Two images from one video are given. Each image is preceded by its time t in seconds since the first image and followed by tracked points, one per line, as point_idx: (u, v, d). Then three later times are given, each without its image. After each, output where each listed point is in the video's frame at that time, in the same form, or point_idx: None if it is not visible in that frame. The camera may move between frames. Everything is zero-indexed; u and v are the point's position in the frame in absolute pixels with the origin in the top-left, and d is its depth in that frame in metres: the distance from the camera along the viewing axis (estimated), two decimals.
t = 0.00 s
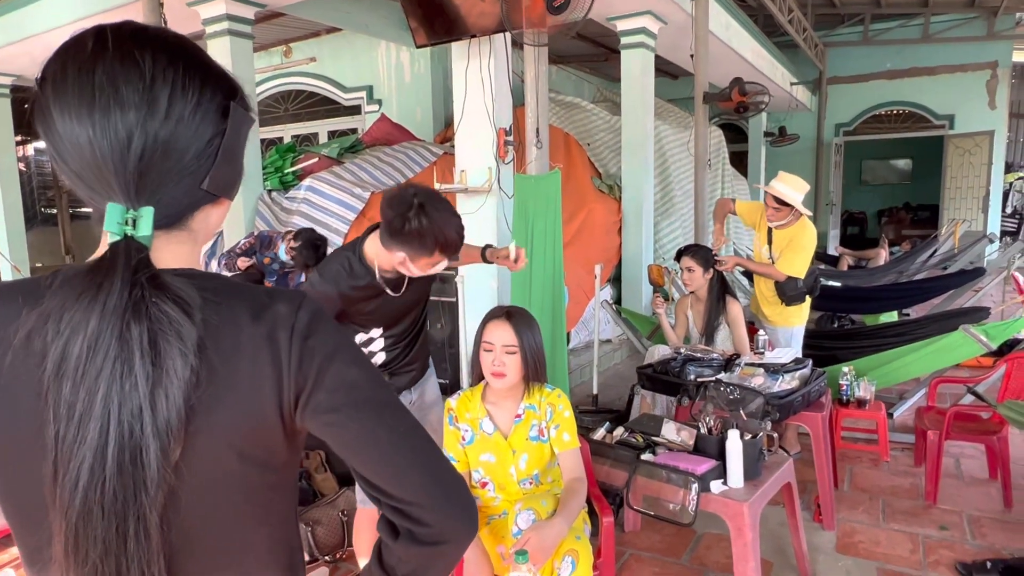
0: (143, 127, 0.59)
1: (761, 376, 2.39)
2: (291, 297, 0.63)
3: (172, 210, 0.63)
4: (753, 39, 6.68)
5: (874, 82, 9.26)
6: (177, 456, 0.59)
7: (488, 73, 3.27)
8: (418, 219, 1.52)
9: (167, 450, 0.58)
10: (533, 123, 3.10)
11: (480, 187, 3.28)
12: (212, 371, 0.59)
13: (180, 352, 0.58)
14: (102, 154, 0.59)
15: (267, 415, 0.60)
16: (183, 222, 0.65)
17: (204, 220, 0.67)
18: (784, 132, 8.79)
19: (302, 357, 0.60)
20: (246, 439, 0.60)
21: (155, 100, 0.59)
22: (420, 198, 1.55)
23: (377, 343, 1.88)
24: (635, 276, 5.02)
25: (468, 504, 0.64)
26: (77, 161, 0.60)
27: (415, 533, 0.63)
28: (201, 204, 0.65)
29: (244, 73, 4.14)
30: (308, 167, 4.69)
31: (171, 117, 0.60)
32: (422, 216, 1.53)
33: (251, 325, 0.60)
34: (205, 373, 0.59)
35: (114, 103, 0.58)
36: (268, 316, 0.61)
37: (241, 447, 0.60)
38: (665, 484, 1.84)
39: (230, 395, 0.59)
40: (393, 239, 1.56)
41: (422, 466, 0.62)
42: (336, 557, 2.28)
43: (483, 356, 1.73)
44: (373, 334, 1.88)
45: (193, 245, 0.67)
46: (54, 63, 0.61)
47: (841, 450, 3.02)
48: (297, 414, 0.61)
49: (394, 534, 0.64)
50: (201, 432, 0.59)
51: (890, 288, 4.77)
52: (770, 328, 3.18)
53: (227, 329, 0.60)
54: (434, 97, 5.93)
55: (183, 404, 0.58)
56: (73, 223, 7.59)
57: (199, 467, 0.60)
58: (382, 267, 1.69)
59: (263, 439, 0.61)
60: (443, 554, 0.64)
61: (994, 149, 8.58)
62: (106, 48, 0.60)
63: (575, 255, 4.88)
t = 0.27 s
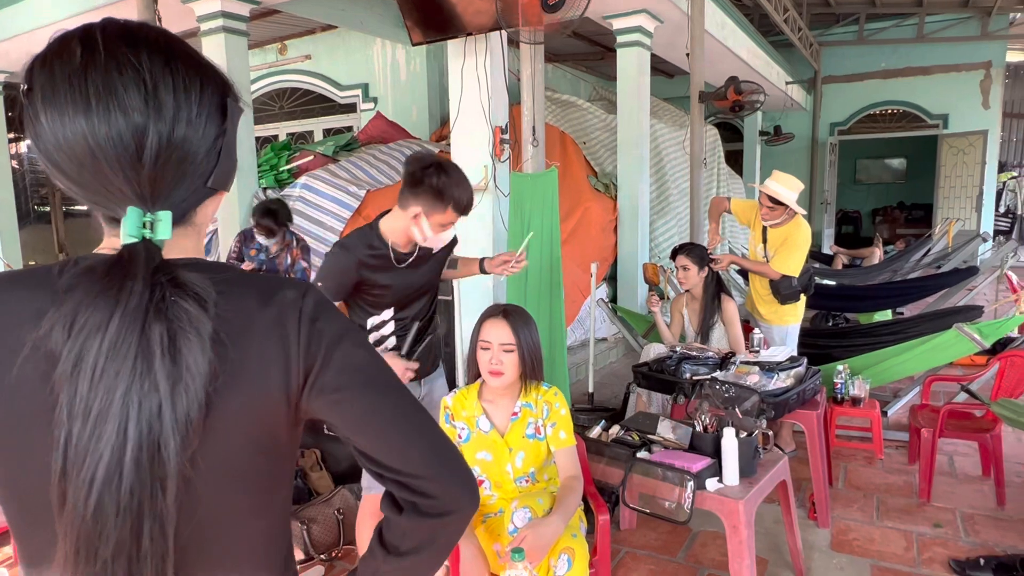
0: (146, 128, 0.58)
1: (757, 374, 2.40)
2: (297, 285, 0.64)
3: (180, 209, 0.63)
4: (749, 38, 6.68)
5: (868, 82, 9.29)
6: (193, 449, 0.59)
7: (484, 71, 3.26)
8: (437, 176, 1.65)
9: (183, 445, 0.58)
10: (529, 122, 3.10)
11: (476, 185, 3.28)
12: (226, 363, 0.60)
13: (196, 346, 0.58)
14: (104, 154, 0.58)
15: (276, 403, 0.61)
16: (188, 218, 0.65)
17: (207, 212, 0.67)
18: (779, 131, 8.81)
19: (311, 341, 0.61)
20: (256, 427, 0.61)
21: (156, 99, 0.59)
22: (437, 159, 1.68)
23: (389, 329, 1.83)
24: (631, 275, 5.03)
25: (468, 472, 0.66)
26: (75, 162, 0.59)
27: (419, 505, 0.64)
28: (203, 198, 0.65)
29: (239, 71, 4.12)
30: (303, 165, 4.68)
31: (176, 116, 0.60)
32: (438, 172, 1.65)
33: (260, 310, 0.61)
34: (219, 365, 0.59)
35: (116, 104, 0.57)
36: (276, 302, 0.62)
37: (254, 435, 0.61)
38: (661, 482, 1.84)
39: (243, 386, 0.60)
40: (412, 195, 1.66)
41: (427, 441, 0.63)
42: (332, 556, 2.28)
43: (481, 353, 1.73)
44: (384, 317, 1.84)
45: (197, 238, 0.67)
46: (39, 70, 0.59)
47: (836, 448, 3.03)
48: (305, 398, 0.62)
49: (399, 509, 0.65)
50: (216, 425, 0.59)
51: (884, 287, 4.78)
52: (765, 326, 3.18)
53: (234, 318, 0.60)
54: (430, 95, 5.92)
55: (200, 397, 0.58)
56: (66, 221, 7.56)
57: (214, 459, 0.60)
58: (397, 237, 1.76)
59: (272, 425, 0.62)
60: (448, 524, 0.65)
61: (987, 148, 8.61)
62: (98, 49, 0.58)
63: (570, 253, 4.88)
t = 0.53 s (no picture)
0: (115, 134, 0.58)
1: (752, 372, 2.40)
2: (261, 283, 0.64)
3: (146, 213, 0.63)
4: (745, 37, 6.69)
5: (864, 81, 9.32)
6: (171, 449, 0.59)
7: (481, 69, 3.26)
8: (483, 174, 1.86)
9: (160, 444, 0.58)
10: (526, 119, 3.10)
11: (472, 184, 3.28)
12: (199, 362, 0.59)
13: (173, 341, 0.58)
14: (76, 161, 0.58)
15: (245, 396, 0.61)
16: (151, 221, 0.64)
17: (169, 216, 0.66)
18: (775, 130, 8.83)
19: (275, 333, 0.62)
20: (227, 419, 0.61)
21: (123, 104, 0.58)
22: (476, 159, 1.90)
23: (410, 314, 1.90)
24: (627, 274, 5.04)
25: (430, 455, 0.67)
26: (40, 167, 0.59)
27: (383, 486, 0.64)
28: (167, 201, 0.64)
29: (235, 68, 4.11)
30: (299, 163, 4.67)
31: (140, 124, 0.59)
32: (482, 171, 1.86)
33: (225, 306, 0.61)
34: (193, 363, 0.59)
35: (84, 110, 0.57)
36: (240, 298, 0.62)
37: (225, 429, 0.61)
38: (657, 480, 1.85)
39: (215, 382, 0.60)
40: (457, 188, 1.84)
41: (390, 426, 0.64)
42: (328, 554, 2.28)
43: (478, 351, 1.73)
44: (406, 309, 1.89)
45: (158, 240, 0.66)
46: (3, 77, 0.57)
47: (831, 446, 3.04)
48: (271, 389, 0.62)
49: (363, 492, 0.65)
50: (192, 423, 0.59)
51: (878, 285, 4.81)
52: (762, 325, 3.19)
53: (201, 314, 0.60)
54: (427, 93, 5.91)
55: (174, 393, 0.58)
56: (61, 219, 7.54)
57: (193, 458, 0.60)
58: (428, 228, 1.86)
59: (241, 418, 0.62)
60: (412, 503, 0.66)
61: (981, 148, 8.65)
62: (69, 61, 0.58)
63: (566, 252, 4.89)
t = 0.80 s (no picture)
0: None
1: (748, 370, 2.41)
2: (161, 296, 0.66)
3: (34, 217, 0.63)
4: (741, 36, 6.70)
5: (859, 81, 9.35)
6: (53, 449, 0.62)
7: (478, 67, 3.25)
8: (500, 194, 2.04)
9: (43, 444, 0.61)
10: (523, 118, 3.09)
11: (469, 182, 3.28)
12: (81, 370, 0.61)
13: (55, 349, 0.61)
14: None
15: (131, 406, 0.63)
16: (45, 225, 0.64)
17: (67, 223, 0.66)
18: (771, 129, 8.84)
19: (170, 347, 0.63)
20: (110, 426, 0.62)
21: (6, 111, 0.58)
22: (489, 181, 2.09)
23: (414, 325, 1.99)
24: (623, 272, 5.04)
25: (316, 472, 0.69)
26: None
27: (269, 502, 0.66)
28: (63, 209, 0.65)
29: (230, 66, 4.10)
30: (295, 161, 4.65)
31: (22, 126, 0.59)
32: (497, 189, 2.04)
33: (118, 317, 0.63)
34: (75, 371, 0.61)
35: None
36: (137, 311, 0.63)
37: (110, 436, 0.63)
38: (653, 478, 1.85)
39: (99, 390, 0.62)
40: (484, 206, 2.00)
41: (283, 445, 0.66)
42: (324, 553, 2.28)
43: (473, 348, 1.72)
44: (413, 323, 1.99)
45: (57, 246, 0.67)
46: None
47: (826, 444, 3.04)
48: (161, 400, 0.64)
49: (249, 506, 0.67)
50: (73, 426, 0.62)
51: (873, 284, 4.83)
52: (757, 323, 3.19)
53: (88, 324, 0.62)
54: (423, 91, 5.90)
55: (56, 397, 0.61)
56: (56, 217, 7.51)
57: (73, 461, 0.63)
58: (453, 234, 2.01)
59: (127, 427, 0.63)
60: (294, 519, 0.67)
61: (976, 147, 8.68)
62: None
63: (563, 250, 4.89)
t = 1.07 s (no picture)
0: None
1: (737, 368, 2.41)
2: (56, 273, 0.70)
3: None
4: (731, 36, 6.72)
5: (848, 82, 9.40)
6: None
7: (468, 63, 3.24)
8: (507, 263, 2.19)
9: None
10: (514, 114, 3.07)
11: (459, 178, 3.26)
12: None
13: None
14: None
15: (23, 380, 0.66)
16: None
17: None
18: (761, 130, 8.87)
19: (62, 323, 0.67)
20: (9, 404, 0.67)
21: None
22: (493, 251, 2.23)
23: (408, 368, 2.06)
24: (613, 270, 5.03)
25: (214, 450, 0.71)
26: None
27: (163, 475, 0.70)
28: None
29: (218, 61, 4.07)
30: (283, 157, 4.62)
31: None
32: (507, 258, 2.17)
33: (10, 294, 0.67)
34: None
35: None
36: (28, 287, 0.68)
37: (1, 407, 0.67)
38: (641, 474, 1.84)
39: None
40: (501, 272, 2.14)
41: (176, 426, 0.69)
42: (309, 550, 2.26)
43: (460, 342, 1.71)
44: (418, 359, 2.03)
45: None
46: None
47: (814, 442, 3.05)
48: (54, 375, 0.67)
49: (145, 477, 0.71)
50: None
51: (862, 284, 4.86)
52: (746, 321, 3.20)
53: None
54: (414, 88, 5.88)
55: None
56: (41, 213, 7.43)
57: None
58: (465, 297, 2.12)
59: (21, 399, 0.67)
60: (189, 493, 0.70)
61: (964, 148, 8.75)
62: None
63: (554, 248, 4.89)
